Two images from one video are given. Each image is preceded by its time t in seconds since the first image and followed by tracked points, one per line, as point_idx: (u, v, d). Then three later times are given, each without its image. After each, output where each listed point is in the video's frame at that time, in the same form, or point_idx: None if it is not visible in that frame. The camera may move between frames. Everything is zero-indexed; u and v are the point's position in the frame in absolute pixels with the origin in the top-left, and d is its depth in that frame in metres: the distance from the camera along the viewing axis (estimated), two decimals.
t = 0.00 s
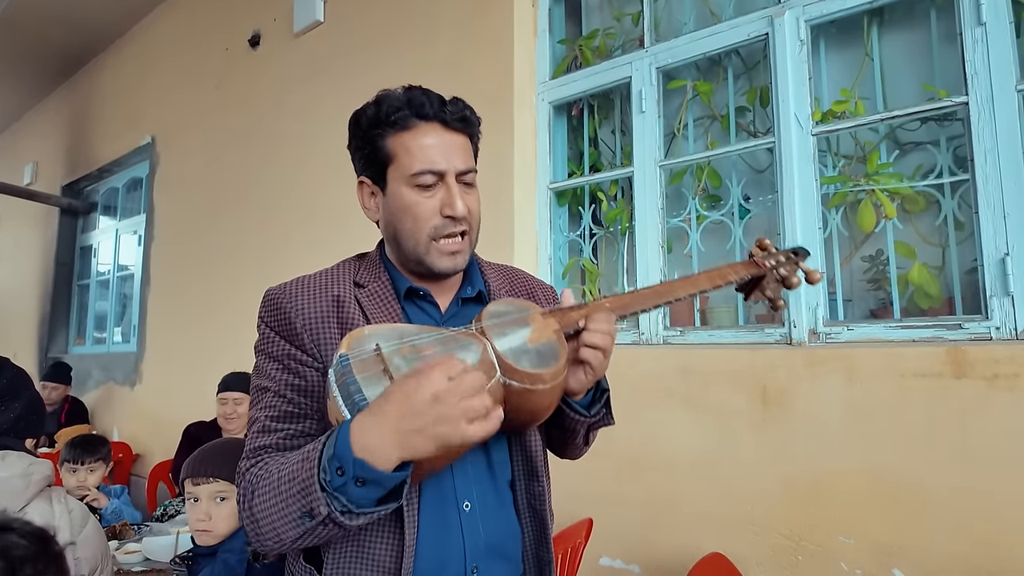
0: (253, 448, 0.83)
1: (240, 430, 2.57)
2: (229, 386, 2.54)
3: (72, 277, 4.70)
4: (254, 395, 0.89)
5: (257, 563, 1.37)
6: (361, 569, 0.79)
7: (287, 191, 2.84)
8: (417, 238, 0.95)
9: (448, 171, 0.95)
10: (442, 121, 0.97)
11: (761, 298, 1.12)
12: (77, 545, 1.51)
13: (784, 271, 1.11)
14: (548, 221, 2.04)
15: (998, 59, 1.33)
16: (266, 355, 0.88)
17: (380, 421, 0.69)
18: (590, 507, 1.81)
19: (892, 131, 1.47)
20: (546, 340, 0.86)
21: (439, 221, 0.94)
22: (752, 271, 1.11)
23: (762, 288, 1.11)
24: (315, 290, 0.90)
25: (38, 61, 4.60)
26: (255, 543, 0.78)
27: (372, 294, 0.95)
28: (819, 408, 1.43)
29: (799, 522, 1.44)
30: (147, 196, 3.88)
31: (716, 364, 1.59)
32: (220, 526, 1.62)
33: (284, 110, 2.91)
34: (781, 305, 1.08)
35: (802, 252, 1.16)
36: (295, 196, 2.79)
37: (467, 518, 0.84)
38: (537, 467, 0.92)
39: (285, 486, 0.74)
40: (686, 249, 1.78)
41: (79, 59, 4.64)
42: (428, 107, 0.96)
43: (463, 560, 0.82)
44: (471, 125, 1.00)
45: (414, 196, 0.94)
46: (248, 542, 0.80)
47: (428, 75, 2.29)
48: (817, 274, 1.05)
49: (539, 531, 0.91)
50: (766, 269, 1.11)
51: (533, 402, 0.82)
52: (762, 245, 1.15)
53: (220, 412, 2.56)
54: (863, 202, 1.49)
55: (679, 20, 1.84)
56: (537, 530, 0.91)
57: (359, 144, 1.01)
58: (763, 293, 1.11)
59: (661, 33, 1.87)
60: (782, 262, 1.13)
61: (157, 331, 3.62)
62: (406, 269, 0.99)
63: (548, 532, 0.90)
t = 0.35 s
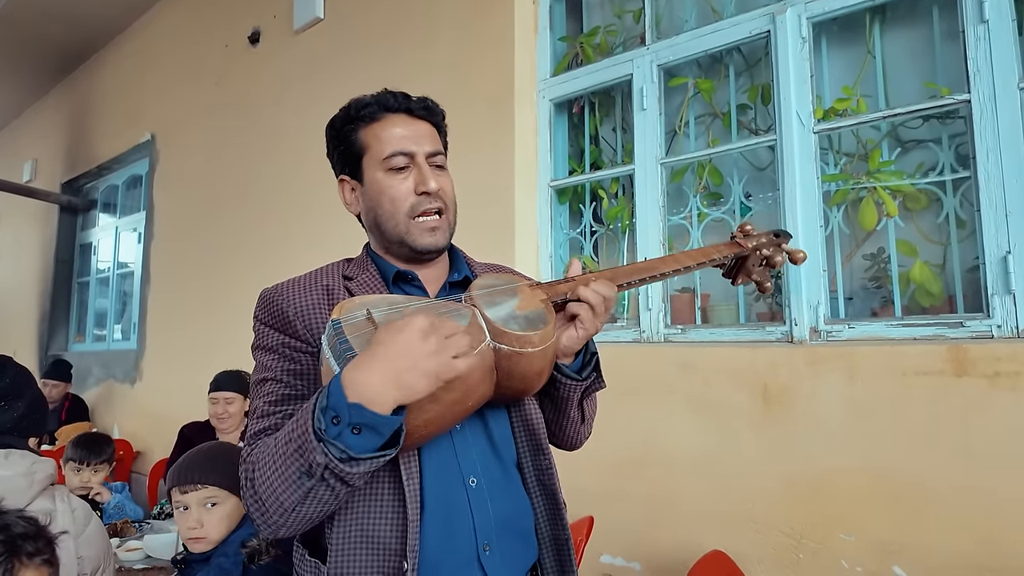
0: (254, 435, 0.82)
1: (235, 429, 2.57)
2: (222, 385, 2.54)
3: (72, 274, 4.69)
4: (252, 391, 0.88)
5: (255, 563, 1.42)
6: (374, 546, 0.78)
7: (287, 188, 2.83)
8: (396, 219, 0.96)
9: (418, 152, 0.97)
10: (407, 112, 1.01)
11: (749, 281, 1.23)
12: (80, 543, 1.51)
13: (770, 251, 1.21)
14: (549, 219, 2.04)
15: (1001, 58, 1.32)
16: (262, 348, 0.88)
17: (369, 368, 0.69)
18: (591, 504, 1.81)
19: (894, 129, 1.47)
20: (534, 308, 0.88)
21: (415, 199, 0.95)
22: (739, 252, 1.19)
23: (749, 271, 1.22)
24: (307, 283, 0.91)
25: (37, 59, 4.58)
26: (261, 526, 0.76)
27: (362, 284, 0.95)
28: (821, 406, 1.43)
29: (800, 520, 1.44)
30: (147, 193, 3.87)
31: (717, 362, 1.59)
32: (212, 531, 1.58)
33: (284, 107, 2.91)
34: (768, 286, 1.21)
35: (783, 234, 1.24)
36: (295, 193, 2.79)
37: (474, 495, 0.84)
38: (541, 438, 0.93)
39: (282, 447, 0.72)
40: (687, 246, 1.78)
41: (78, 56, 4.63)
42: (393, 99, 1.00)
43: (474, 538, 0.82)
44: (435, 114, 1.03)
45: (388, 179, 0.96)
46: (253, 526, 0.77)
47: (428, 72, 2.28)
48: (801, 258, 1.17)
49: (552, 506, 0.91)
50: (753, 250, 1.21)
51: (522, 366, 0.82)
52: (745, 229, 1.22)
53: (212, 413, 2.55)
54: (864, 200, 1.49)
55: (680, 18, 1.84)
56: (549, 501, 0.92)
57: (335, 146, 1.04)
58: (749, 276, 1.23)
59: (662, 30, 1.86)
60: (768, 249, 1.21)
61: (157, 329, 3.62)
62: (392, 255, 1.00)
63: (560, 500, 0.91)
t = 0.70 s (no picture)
0: (247, 426, 0.82)
1: (225, 426, 2.58)
2: (210, 381, 2.55)
3: (71, 271, 4.69)
4: (244, 387, 0.88)
5: (246, 566, 1.41)
6: (371, 532, 0.78)
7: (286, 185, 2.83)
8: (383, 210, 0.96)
9: (402, 146, 0.99)
10: (391, 110, 1.04)
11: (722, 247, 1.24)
12: (79, 540, 1.51)
13: (739, 216, 1.23)
14: (548, 216, 2.03)
15: (1000, 55, 1.32)
16: (253, 344, 0.88)
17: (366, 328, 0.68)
18: (589, 501, 1.82)
19: (893, 126, 1.47)
20: (519, 276, 0.87)
21: (400, 189, 0.96)
22: (707, 217, 1.20)
23: (721, 237, 1.23)
24: (297, 280, 0.91)
25: (36, 55, 4.57)
26: (260, 515, 0.76)
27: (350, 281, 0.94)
28: (819, 402, 1.43)
29: (798, 517, 1.44)
30: (146, 190, 3.87)
31: (716, 359, 1.59)
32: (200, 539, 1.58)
33: (283, 104, 2.90)
34: (741, 250, 1.22)
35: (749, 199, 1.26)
36: (294, 189, 2.78)
37: (469, 480, 0.84)
38: (535, 424, 0.91)
39: (279, 420, 0.72)
40: (686, 244, 1.78)
41: (77, 53, 4.62)
42: (377, 98, 1.04)
43: (470, 523, 0.83)
44: (418, 112, 1.07)
45: (373, 172, 0.97)
46: (251, 515, 0.77)
47: (427, 69, 2.28)
48: (767, 215, 1.21)
49: (548, 496, 0.90)
50: (721, 215, 1.22)
51: (515, 330, 0.82)
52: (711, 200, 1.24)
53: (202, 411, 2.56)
54: (863, 196, 1.49)
55: (680, 15, 1.83)
56: (545, 494, 0.90)
57: (323, 147, 1.07)
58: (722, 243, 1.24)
59: (662, 27, 1.86)
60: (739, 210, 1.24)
61: (157, 326, 3.62)
62: (381, 248, 1.00)
63: (556, 494, 0.89)
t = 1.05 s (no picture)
0: (234, 417, 0.81)
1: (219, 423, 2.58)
2: (206, 377, 2.55)
3: (71, 268, 4.69)
4: (231, 380, 0.87)
5: (243, 566, 1.34)
6: (363, 527, 0.78)
7: (286, 181, 2.83)
8: (372, 207, 0.97)
9: (393, 145, 1.00)
10: (383, 110, 1.05)
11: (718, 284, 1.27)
12: (77, 536, 1.51)
13: (736, 254, 1.27)
14: (547, 213, 2.03)
15: (1000, 50, 1.32)
16: (240, 337, 0.88)
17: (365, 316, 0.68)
18: (589, 498, 1.82)
19: (892, 122, 1.47)
20: (522, 284, 0.89)
21: (390, 188, 0.97)
22: (706, 253, 1.24)
23: (717, 275, 1.26)
24: (287, 275, 0.91)
25: (34, 51, 4.56)
26: (247, 505, 0.75)
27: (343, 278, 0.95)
28: (817, 399, 1.43)
29: (797, 514, 1.44)
30: (145, 187, 3.86)
31: (715, 356, 1.59)
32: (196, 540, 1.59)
33: (283, 100, 2.90)
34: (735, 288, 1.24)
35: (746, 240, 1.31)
36: (293, 186, 2.78)
37: (464, 475, 0.84)
38: (530, 423, 0.94)
39: (271, 400, 0.72)
40: (686, 241, 1.77)
41: (76, 50, 4.61)
42: (369, 99, 1.05)
43: (465, 517, 0.82)
44: (409, 113, 1.08)
45: (363, 170, 0.98)
46: (237, 506, 0.76)
47: (426, 65, 2.27)
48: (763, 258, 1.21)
49: (543, 489, 0.92)
50: (720, 253, 1.26)
51: (510, 340, 0.83)
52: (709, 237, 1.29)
53: (200, 407, 2.56)
54: (863, 193, 1.49)
55: (679, 10, 1.83)
56: (540, 489, 0.92)
57: (312, 144, 1.06)
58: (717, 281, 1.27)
59: (661, 23, 1.85)
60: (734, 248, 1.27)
61: (156, 323, 3.62)
62: (370, 246, 1.00)
63: (552, 491, 0.91)
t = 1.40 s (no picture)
0: (219, 403, 0.81)
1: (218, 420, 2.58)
2: (203, 375, 2.55)
3: (70, 266, 4.69)
4: (216, 369, 0.87)
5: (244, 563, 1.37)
6: (348, 519, 0.78)
7: (286, 179, 2.83)
8: (357, 202, 0.97)
9: (378, 142, 1.00)
10: (368, 109, 1.06)
11: (693, 282, 1.32)
12: (76, 533, 1.52)
13: (710, 251, 1.30)
14: (547, 210, 2.04)
15: (999, 47, 1.32)
16: (227, 329, 0.88)
17: (355, 291, 0.69)
18: (588, 495, 1.82)
19: (892, 120, 1.47)
20: (506, 272, 0.89)
21: (375, 183, 0.97)
22: (683, 249, 1.26)
23: (692, 273, 1.30)
24: (274, 268, 0.92)
25: (34, 49, 4.55)
26: (229, 488, 0.75)
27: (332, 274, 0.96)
28: (816, 396, 1.43)
29: (797, 511, 1.44)
30: (145, 185, 3.86)
31: (714, 353, 1.59)
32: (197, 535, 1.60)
33: (283, 97, 2.89)
34: (711, 285, 1.29)
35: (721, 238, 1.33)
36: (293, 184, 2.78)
37: (449, 469, 0.85)
38: (515, 417, 0.93)
39: (259, 375, 0.72)
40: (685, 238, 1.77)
41: (76, 47, 4.60)
42: (354, 98, 1.06)
43: (450, 512, 0.83)
44: (394, 112, 1.09)
45: (348, 166, 0.98)
46: (219, 491, 0.75)
47: (426, 62, 2.27)
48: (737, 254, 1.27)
49: (528, 485, 0.92)
50: (694, 251, 1.28)
51: (499, 325, 0.84)
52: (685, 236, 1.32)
53: (199, 405, 2.56)
54: (862, 190, 1.49)
55: (678, 8, 1.83)
56: (525, 484, 0.92)
57: (299, 142, 1.07)
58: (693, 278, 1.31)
59: (661, 21, 1.85)
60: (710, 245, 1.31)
61: (157, 320, 3.62)
62: (355, 242, 1.00)
63: (536, 484, 0.91)
